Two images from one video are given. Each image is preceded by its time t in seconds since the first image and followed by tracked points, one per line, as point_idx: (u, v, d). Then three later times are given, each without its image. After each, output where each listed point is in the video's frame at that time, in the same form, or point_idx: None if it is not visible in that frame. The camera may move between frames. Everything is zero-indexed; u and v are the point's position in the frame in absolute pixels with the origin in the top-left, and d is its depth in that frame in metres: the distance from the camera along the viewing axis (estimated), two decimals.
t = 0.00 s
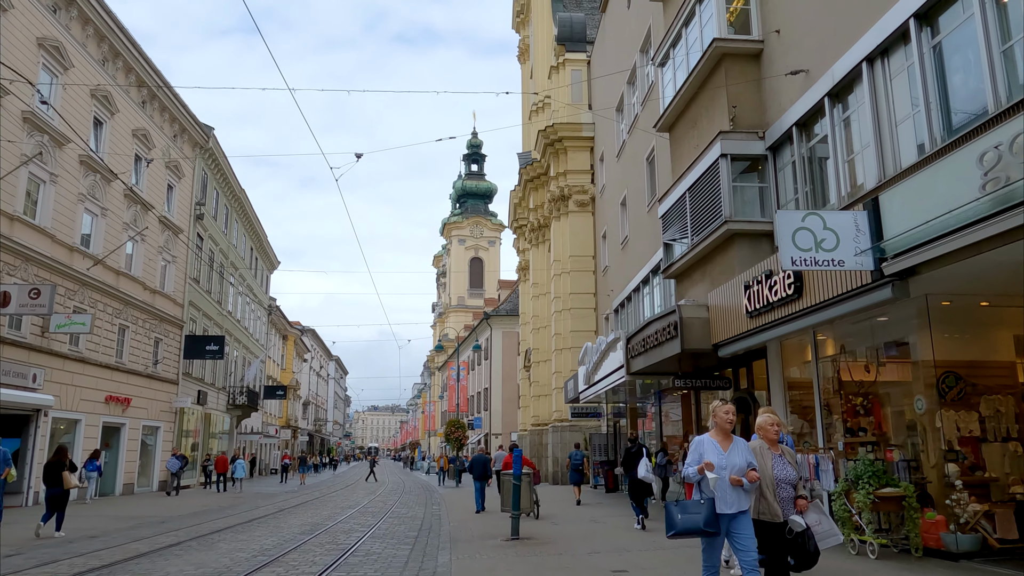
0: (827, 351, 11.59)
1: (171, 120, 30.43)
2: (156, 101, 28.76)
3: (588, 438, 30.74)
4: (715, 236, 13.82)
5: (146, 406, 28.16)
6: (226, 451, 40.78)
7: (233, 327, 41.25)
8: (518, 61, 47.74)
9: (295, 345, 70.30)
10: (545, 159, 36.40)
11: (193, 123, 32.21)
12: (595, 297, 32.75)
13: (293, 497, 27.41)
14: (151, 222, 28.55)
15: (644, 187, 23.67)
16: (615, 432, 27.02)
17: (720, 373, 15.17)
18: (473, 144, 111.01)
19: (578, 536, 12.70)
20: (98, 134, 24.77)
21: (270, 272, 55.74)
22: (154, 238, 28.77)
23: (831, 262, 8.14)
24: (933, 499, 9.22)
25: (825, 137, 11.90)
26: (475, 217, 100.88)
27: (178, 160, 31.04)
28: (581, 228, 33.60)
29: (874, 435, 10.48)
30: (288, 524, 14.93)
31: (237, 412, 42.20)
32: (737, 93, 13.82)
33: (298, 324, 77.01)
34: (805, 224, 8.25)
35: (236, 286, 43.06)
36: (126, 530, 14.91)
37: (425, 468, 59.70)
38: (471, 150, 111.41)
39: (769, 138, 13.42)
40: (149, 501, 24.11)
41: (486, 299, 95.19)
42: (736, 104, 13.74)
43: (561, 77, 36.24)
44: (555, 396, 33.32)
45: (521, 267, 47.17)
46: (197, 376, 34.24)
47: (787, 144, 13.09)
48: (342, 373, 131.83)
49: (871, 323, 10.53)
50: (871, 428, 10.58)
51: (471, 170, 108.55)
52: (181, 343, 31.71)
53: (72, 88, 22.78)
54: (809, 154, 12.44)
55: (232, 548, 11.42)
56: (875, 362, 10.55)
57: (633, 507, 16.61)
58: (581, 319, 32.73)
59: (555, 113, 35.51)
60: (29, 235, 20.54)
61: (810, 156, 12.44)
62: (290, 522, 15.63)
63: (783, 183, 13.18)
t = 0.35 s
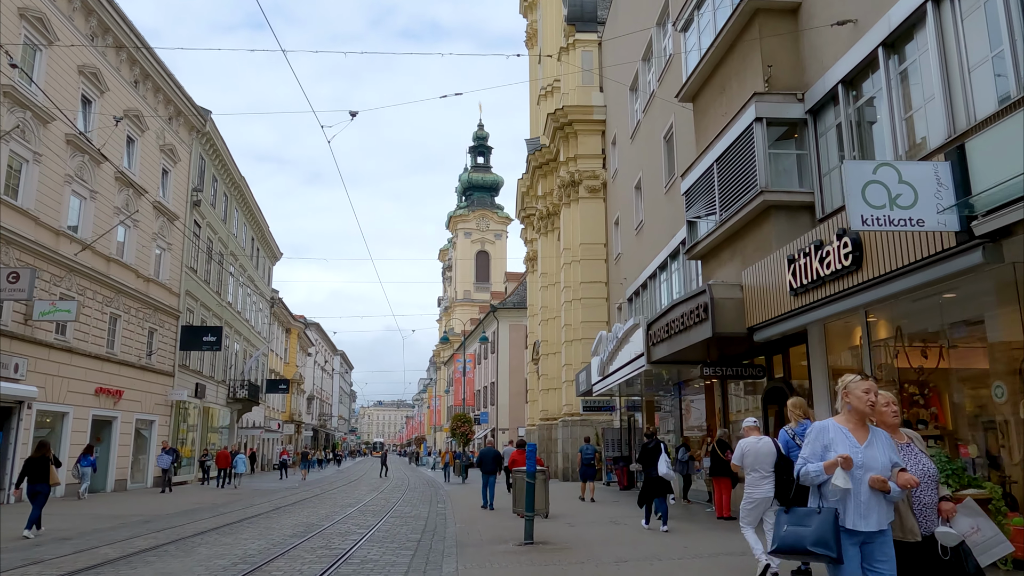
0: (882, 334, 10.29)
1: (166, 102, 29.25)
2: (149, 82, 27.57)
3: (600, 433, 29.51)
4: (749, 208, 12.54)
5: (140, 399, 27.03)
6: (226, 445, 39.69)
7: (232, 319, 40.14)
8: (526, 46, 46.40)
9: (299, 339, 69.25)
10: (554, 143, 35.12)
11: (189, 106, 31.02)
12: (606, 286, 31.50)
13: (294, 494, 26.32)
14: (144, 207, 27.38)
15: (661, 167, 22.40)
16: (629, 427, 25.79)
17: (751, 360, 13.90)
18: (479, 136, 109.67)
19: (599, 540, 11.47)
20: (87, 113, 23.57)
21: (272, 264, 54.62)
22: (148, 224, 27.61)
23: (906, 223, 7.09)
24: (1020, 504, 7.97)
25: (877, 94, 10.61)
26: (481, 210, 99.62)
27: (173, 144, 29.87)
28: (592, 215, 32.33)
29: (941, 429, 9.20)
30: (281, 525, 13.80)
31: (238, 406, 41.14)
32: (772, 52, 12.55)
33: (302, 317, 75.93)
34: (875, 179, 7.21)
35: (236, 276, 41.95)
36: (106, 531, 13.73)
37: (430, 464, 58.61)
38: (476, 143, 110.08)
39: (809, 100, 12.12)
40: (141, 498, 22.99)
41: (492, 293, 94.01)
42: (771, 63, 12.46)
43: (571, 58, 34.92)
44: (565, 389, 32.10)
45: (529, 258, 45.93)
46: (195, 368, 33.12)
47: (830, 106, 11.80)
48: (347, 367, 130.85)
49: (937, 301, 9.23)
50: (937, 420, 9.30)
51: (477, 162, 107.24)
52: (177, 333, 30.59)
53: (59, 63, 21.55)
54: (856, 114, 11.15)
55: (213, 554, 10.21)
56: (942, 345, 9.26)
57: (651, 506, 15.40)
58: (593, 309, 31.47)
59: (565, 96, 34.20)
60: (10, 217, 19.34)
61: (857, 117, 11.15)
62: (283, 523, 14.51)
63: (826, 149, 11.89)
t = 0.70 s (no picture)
0: (941, 315, 8.99)
1: (153, 82, 28.00)
2: (134, 60, 26.32)
3: (606, 429, 28.32)
4: (782, 177, 11.28)
5: (125, 392, 25.81)
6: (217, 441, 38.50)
7: (224, 310, 38.90)
8: (528, 30, 45.06)
9: (296, 333, 68.09)
10: (558, 128, 33.86)
11: (178, 87, 29.75)
12: (612, 275, 30.27)
13: (285, 492, 25.16)
14: (129, 191, 26.15)
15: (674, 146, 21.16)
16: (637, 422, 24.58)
17: (779, 347, 12.66)
18: (479, 129, 108.34)
19: (614, 548, 10.26)
20: (66, 90, 22.31)
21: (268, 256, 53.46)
22: (133, 209, 26.34)
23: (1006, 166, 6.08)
24: None
25: (932, 42, 9.32)
26: (481, 204, 98.26)
27: (160, 125, 28.62)
28: (598, 202, 31.08)
29: (1016, 422, 7.88)
30: (263, 528, 12.63)
31: (230, 400, 39.93)
32: (808, 3, 11.29)
33: (299, 311, 74.72)
34: (970, 112, 6.13)
35: (229, 267, 40.70)
36: (72, 534, 12.55)
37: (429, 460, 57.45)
38: (476, 135, 108.72)
39: (851, 56, 10.85)
40: (122, 496, 21.79)
41: (492, 287, 92.78)
42: (806, 16, 11.22)
43: (575, 40, 33.61)
44: (569, 383, 30.90)
45: (531, 249, 44.69)
46: (184, 360, 31.88)
47: (874, 60, 10.53)
48: (346, 363, 129.81)
49: (1012, 274, 7.91)
50: (1011, 412, 7.98)
51: (477, 155, 105.91)
52: (165, 324, 29.35)
53: (34, 35, 20.23)
54: (907, 67, 9.87)
55: (179, 564, 9.01)
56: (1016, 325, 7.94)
57: (663, 507, 14.23)
58: (598, 299, 30.23)
59: (569, 79, 32.91)
60: None
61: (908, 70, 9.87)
62: (267, 524, 13.35)
63: (868, 109, 10.62)
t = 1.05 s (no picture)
0: None
1: (145, 60, 26.83)
2: (125, 36, 25.13)
3: (619, 422, 27.09)
4: (830, 137, 9.97)
5: (116, 383, 24.68)
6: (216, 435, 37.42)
7: (223, 301, 37.79)
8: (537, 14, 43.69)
9: (300, 325, 66.95)
10: (569, 110, 32.54)
11: (172, 66, 28.58)
12: (625, 263, 28.98)
13: (283, 488, 24.08)
14: (120, 174, 24.97)
15: (694, 120, 19.83)
16: (653, 416, 23.33)
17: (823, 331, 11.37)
18: (486, 120, 106.97)
19: (642, 556, 9.03)
20: (49, 64, 21.07)
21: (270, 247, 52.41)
22: (124, 192, 25.13)
23: None
24: None
25: None
26: (488, 195, 96.93)
27: (154, 106, 27.45)
28: (610, 186, 29.77)
29: None
30: (249, 531, 11.42)
31: (230, 393, 38.87)
32: None
33: (303, 304, 73.67)
34: None
35: (229, 256, 39.56)
36: (39, 535, 11.41)
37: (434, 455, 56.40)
38: (482, 126, 107.26)
39: None
40: (109, 492, 20.67)
41: (499, 280, 91.55)
42: None
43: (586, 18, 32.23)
44: (580, 375, 29.65)
45: (539, 238, 43.41)
46: (181, 351, 30.73)
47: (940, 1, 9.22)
48: (352, 357, 128.98)
49: None
50: None
51: (483, 147, 104.57)
52: (159, 313, 28.23)
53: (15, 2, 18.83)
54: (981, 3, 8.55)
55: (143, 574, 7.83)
56: None
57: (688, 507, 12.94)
58: (611, 288, 28.96)
59: (580, 58, 31.55)
60: None
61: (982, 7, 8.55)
62: (254, 525, 12.16)
63: (932, 57, 9.30)
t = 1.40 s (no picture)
0: None
1: (135, 37, 25.50)
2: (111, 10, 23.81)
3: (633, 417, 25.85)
4: (890, 88, 8.68)
5: (105, 375, 23.54)
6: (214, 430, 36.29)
7: (221, 291, 36.65)
8: None
9: (303, 318, 65.86)
10: (578, 92, 31.21)
11: (164, 45, 27.26)
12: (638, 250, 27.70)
13: (279, 485, 22.90)
14: (109, 156, 23.62)
15: (716, 94, 18.52)
16: (670, 410, 22.08)
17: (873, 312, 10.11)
18: (491, 111, 105.52)
19: (676, 570, 7.81)
20: (33, 38, 19.31)
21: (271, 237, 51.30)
22: (114, 175, 23.88)
23: None
24: None
25: None
26: (493, 187, 95.51)
27: (144, 86, 26.12)
28: (622, 170, 28.45)
29: None
30: (230, 536, 10.23)
31: (229, 387, 37.77)
32: None
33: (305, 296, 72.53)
34: None
35: (228, 246, 38.39)
36: None
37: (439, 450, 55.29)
38: (488, 118, 105.84)
39: None
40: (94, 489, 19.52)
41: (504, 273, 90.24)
42: None
43: None
44: (591, 367, 28.42)
45: (547, 227, 42.12)
46: (176, 342, 29.59)
47: None
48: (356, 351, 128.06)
49: None
50: None
51: (488, 138, 103.17)
52: (151, 302, 27.05)
53: None
54: None
55: None
56: None
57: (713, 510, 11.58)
58: (622, 276, 27.69)
59: (591, 37, 30.19)
60: None
61: None
62: (238, 530, 10.98)
63: None
